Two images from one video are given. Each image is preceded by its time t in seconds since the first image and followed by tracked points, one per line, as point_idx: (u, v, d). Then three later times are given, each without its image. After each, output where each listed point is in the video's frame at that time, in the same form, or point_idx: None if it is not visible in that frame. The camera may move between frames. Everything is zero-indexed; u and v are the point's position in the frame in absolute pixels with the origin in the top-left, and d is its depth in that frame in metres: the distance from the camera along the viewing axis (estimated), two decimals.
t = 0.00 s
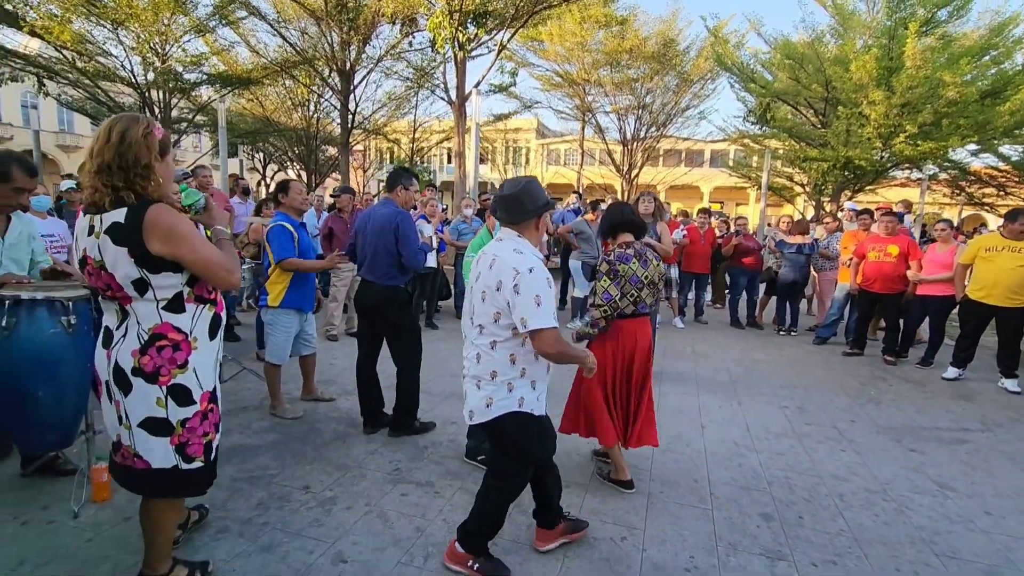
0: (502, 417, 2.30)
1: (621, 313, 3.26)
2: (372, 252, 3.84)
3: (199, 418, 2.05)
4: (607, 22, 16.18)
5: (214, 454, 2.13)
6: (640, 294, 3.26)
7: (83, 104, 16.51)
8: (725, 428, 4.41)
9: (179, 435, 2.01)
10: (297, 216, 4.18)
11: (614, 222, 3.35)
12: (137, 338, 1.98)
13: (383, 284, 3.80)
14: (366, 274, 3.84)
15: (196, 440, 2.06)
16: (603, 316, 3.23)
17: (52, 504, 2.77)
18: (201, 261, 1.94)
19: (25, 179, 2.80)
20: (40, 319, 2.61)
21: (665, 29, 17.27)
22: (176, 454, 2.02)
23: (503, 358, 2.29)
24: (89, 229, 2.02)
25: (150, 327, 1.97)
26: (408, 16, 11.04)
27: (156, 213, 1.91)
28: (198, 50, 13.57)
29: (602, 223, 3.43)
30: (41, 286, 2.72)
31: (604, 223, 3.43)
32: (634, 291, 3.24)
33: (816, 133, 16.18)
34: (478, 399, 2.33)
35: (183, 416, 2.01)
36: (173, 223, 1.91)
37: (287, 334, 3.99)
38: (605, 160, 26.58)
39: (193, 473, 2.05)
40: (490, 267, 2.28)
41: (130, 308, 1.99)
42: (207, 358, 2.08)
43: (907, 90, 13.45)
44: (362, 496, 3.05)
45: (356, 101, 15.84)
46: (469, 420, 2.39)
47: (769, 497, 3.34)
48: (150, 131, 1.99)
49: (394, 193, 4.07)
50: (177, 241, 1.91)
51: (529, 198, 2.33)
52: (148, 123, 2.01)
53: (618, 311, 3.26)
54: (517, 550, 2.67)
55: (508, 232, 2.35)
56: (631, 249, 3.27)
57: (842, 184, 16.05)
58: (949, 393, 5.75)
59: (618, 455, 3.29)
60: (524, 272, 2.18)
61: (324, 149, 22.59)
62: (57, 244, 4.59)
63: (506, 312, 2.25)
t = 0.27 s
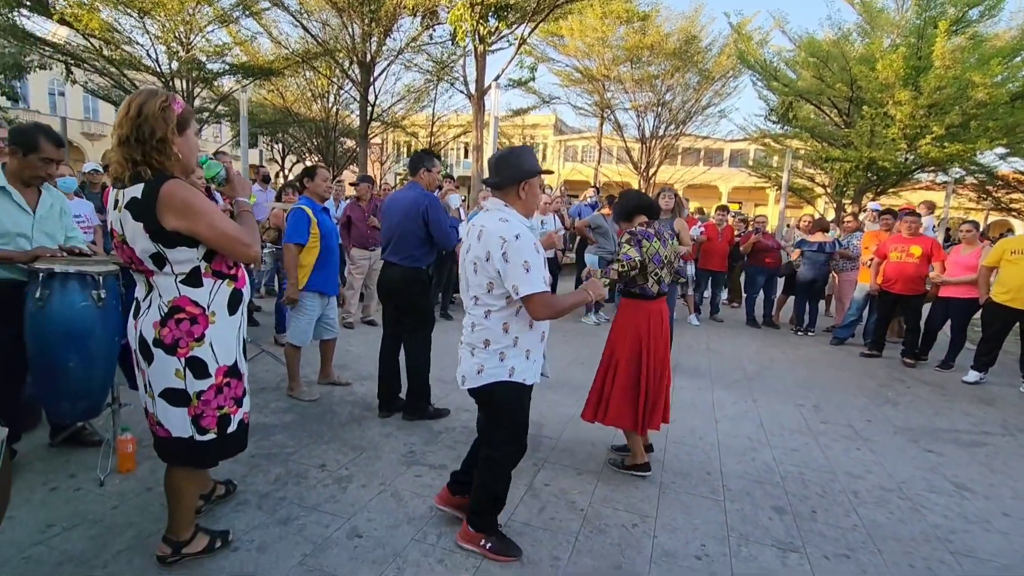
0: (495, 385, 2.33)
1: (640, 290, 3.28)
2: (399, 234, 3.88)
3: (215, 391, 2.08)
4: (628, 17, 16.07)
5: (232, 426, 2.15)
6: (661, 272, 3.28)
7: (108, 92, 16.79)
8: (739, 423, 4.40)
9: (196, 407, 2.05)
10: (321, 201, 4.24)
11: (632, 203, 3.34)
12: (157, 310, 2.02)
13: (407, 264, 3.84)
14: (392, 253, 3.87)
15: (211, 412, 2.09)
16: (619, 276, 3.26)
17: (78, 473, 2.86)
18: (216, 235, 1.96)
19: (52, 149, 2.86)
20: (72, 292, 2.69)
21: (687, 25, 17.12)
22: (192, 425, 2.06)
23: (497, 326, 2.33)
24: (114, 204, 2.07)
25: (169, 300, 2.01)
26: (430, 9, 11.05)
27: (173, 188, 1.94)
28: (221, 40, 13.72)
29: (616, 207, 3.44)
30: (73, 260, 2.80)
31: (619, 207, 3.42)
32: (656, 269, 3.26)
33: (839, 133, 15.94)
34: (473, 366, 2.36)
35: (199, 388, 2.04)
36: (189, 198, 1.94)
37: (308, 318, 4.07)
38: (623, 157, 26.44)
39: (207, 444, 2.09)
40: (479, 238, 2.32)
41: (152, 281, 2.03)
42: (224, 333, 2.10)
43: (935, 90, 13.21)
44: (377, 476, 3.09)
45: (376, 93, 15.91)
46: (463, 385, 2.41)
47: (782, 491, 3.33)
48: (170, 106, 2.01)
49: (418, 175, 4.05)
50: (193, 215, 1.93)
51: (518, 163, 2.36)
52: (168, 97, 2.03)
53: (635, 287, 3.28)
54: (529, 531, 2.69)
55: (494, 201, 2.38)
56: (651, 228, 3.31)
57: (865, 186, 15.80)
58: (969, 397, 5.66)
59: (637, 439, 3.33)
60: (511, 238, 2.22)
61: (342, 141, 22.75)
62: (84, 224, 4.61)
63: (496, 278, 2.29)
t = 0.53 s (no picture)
0: (473, 371, 2.34)
1: (656, 297, 3.31)
2: (409, 228, 3.93)
3: (231, 370, 2.13)
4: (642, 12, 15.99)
5: (245, 406, 2.20)
6: (676, 275, 3.30)
7: (126, 84, 16.98)
8: (747, 418, 4.40)
9: (213, 386, 2.10)
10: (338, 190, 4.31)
11: (637, 211, 3.35)
12: (176, 291, 2.07)
13: (417, 260, 3.89)
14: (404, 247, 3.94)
15: (228, 391, 2.14)
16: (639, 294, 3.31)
17: (98, 451, 2.93)
18: (235, 218, 2.01)
19: (70, 133, 2.93)
20: (93, 275, 2.76)
21: (702, 20, 16.99)
22: (209, 403, 2.11)
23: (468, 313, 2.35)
24: (132, 188, 2.12)
25: (188, 282, 2.06)
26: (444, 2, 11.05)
27: (191, 172, 1.98)
28: (236, 32, 13.83)
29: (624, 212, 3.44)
30: (95, 243, 2.87)
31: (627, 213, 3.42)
32: (671, 273, 3.28)
33: (856, 131, 15.77)
34: (449, 351, 2.41)
35: (216, 367, 2.10)
36: (207, 181, 1.98)
37: (320, 305, 4.12)
38: (635, 153, 26.32)
39: (224, 422, 2.14)
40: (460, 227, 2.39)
41: (172, 264, 2.09)
42: (241, 314, 2.15)
43: (954, 88, 13.03)
44: (387, 460, 3.15)
45: (389, 86, 15.96)
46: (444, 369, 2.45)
47: (788, 485, 3.34)
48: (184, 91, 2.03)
49: (433, 172, 4.08)
50: (212, 199, 1.98)
51: (500, 157, 2.40)
52: (181, 83, 2.05)
53: (651, 296, 3.31)
54: (536, 517, 2.73)
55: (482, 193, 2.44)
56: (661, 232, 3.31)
57: (881, 185, 15.63)
58: (982, 396, 5.61)
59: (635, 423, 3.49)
60: (481, 227, 2.24)
61: (354, 135, 22.84)
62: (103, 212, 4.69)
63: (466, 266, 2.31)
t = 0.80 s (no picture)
0: (449, 353, 2.35)
1: (657, 278, 3.30)
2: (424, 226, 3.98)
3: (252, 359, 2.18)
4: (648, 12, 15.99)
5: (262, 393, 2.24)
6: (677, 259, 3.33)
7: (134, 84, 17.10)
8: (751, 415, 4.42)
9: (235, 374, 2.14)
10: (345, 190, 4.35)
11: (643, 196, 3.36)
12: (195, 283, 2.10)
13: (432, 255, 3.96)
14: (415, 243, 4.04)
15: (249, 379, 2.18)
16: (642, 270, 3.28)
17: (110, 443, 2.98)
18: (257, 209, 2.06)
19: (83, 126, 2.97)
20: (107, 268, 2.81)
21: (708, 21, 16.98)
22: (231, 391, 2.15)
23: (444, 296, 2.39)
24: (151, 183, 2.14)
25: (208, 274, 2.09)
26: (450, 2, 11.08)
27: (212, 166, 2.03)
28: (243, 33, 13.93)
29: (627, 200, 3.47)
30: (108, 237, 2.91)
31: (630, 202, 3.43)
32: (672, 257, 3.30)
33: (862, 132, 15.73)
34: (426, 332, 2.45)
35: (237, 356, 2.14)
36: (229, 175, 2.03)
37: (328, 300, 4.14)
38: (640, 154, 26.29)
39: (245, 410, 2.18)
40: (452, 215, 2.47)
41: (190, 256, 2.11)
42: (258, 305, 2.19)
43: (962, 88, 12.97)
44: (393, 454, 3.18)
45: (395, 87, 16.01)
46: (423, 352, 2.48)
47: (792, 480, 3.36)
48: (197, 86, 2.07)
49: (446, 166, 4.12)
50: (234, 191, 2.03)
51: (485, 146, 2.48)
52: (194, 78, 2.07)
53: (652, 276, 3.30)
54: (541, 509, 2.76)
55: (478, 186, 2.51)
56: (666, 217, 3.35)
57: (887, 186, 15.58)
58: (988, 396, 5.60)
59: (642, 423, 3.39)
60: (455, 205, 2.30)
61: (360, 135, 22.92)
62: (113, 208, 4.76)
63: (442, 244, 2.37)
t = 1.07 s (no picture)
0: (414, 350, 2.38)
1: (651, 285, 3.30)
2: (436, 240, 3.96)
3: (249, 361, 2.17)
4: (644, 17, 16.07)
5: (259, 396, 2.24)
6: (678, 268, 3.30)
7: (132, 89, 17.12)
8: (749, 417, 4.42)
9: (232, 377, 2.14)
10: (343, 196, 4.37)
11: (650, 198, 3.33)
12: (194, 285, 2.09)
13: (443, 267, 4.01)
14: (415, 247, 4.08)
15: (246, 382, 2.18)
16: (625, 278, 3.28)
17: (105, 447, 2.97)
18: (260, 211, 2.07)
19: (77, 129, 2.97)
20: (103, 271, 2.80)
21: (704, 26, 17.07)
22: (228, 394, 2.14)
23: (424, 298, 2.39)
24: (148, 184, 2.13)
25: (207, 275, 2.08)
26: (447, 8, 11.13)
27: (214, 168, 2.03)
28: (241, 39, 13.95)
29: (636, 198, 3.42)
30: (103, 240, 2.91)
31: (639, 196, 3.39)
32: (672, 266, 3.27)
33: (858, 135, 15.81)
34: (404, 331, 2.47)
35: (235, 358, 2.13)
36: (232, 177, 2.04)
37: (324, 303, 4.14)
38: (638, 158, 26.36)
39: (242, 412, 2.18)
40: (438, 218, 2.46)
41: (189, 258, 2.10)
42: (256, 307, 2.19)
43: (956, 92, 13.04)
44: (390, 457, 3.17)
45: (392, 92, 16.06)
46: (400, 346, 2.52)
47: (790, 482, 3.35)
48: (197, 89, 2.07)
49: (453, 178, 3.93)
50: (237, 192, 2.04)
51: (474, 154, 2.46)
52: (192, 80, 2.08)
53: (647, 282, 3.30)
54: (538, 512, 2.75)
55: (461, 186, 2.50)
56: (670, 223, 3.32)
57: (884, 189, 15.63)
58: (985, 398, 5.60)
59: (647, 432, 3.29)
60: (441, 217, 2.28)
61: (358, 140, 22.96)
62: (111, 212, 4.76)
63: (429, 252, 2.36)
